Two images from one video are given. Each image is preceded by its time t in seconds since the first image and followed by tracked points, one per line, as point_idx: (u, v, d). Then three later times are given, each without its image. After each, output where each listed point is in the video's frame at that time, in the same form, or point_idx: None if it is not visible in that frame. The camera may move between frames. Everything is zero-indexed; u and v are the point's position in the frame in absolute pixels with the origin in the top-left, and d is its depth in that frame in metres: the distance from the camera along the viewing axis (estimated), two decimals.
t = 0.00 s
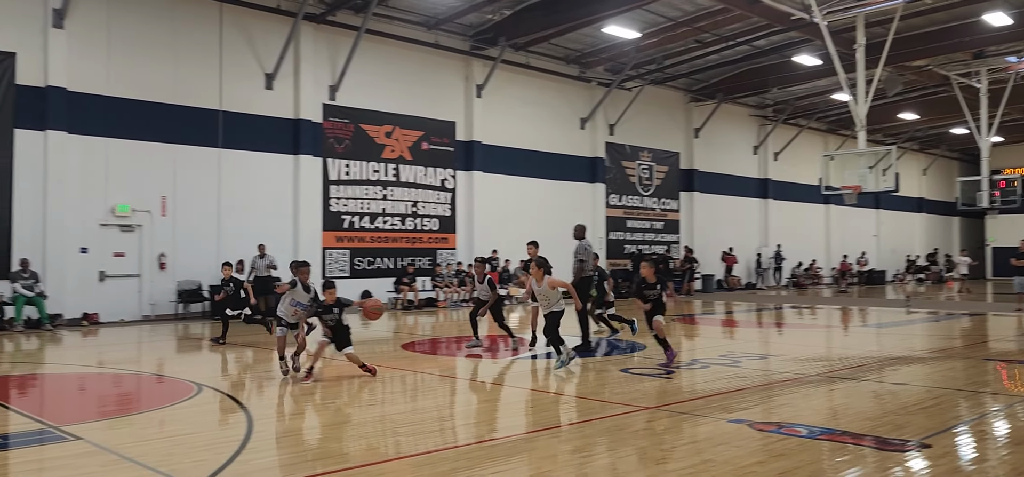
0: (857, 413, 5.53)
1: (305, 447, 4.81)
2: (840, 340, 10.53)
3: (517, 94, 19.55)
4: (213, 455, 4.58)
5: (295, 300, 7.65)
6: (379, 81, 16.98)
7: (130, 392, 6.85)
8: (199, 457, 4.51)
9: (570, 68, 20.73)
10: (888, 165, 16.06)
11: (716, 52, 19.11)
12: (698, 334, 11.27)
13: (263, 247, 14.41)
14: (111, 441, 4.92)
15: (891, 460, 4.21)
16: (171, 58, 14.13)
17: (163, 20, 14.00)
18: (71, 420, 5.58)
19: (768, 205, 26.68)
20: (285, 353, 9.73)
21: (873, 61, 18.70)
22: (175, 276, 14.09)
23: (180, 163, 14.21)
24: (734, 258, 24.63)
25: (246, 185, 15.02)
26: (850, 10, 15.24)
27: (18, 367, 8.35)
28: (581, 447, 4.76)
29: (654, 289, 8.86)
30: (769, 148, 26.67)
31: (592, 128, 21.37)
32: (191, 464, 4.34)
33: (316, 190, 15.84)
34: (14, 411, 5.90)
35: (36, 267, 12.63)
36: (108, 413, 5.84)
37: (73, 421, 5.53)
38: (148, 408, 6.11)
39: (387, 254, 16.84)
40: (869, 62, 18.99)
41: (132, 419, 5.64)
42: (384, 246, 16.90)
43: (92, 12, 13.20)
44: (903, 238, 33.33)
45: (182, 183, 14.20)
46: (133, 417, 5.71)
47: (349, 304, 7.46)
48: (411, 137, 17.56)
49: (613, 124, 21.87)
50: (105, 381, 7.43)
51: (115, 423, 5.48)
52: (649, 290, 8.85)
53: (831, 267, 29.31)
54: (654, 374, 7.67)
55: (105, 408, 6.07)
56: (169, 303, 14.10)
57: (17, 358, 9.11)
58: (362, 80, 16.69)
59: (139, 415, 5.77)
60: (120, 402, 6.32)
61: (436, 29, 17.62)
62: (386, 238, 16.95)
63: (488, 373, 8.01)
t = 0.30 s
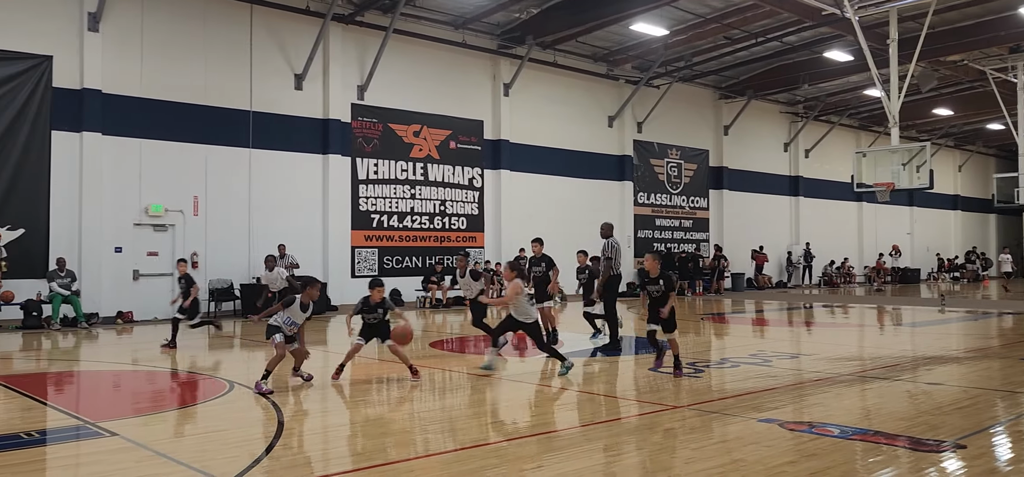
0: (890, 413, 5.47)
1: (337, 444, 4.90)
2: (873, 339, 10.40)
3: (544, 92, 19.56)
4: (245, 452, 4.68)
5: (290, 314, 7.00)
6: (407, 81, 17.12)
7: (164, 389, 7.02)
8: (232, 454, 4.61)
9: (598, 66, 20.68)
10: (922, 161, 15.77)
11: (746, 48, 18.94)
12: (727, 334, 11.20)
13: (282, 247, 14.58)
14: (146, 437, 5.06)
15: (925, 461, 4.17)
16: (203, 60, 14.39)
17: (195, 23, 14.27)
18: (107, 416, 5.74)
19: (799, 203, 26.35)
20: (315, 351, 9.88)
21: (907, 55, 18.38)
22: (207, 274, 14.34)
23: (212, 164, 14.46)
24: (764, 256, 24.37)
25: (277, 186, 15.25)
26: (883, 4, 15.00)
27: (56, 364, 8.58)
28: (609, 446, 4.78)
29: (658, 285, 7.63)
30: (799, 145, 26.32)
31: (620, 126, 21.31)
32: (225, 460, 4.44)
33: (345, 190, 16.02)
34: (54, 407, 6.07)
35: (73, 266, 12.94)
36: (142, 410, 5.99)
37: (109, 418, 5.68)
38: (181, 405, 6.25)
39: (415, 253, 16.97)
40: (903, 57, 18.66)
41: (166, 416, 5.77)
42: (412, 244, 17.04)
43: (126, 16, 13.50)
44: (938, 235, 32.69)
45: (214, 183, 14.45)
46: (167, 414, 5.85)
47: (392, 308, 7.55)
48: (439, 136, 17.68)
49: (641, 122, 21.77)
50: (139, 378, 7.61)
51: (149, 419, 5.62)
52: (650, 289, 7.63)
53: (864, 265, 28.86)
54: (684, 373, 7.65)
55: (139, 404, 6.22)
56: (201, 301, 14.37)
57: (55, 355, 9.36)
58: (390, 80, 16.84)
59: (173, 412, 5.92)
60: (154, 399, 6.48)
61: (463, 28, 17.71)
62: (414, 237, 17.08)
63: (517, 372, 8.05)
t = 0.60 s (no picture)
0: (912, 413, 5.44)
1: (357, 442, 4.97)
2: (895, 339, 10.30)
3: (562, 91, 19.56)
4: (265, 449, 4.76)
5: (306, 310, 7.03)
6: (426, 81, 17.21)
7: (186, 387, 7.14)
8: (252, 451, 4.69)
9: (617, 64, 20.65)
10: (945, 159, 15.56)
11: (766, 46, 18.83)
12: (748, 333, 11.15)
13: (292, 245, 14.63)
14: (167, 434, 5.16)
15: (948, 462, 4.15)
16: (224, 61, 14.57)
17: (217, 25, 14.46)
18: (130, 413, 5.86)
19: (820, 202, 26.11)
20: (335, 350, 9.98)
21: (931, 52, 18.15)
22: (228, 274, 14.52)
23: (233, 164, 14.64)
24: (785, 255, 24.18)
25: (297, 186, 15.40)
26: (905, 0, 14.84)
27: (81, 363, 8.76)
28: (628, 445, 4.81)
29: (647, 292, 6.96)
30: (821, 143, 26.07)
31: (639, 125, 21.26)
32: (245, 458, 4.52)
33: (365, 190, 16.14)
34: (77, 404, 6.21)
35: (96, 265, 13.16)
36: (164, 408, 6.10)
37: (130, 415, 5.80)
38: (202, 402, 6.36)
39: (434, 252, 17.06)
40: (925, 54, 18.44)
41: (188, 413, 5.88)
42: (431, 244, 17.13)
43: (149, 19, 13.70)
44: (963, 234, 32.23)
45: (234, 183, 14.62)
46: (189, 411, 5.96)
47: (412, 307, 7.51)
48: (458, 135, 17.76)
49: (660, 120, 21.70)
50: (161, 376, 7.75)
51: (171, 417, 5.73)
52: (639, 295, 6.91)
53: (887, 265, 28.53)
54: (703, 373, 7.65)
55: (161, 402, 6.34)
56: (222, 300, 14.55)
57: (80, 354, 9.55)
58: (409, 80, 16.94)
59: (194, 410, 6.03)
60: (176, 396, 6.61)
61: (482, 28, 17.76)
62: (433, 236, 17.16)
63: (536, 371, 8.08)
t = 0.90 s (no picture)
0: (927, 412, 5.42)
1: (369, 440, 5.02)
2: (909, 338, 10.25)
3: (575, 90, 19.55)
4: (278, 447, 4.82)
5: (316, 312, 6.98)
6: (439, 81, 17.27)
7: (200, 385, 7.24)
8: (265, 449, 4.76)
9: (630, 63, 20.62)
10: (961, 158, 15.42)
11: (780, 44, 18.75)
12: (761, 332, 11.14)
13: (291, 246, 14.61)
14: (181, 432, 5.25)
15: (962, 460, 4.15)
16: (239, 62, 14.70)
17: (230, 26, 14.59)
18: (144, 411, 5.97)
19: (834, 200, 25.95)
20: (347, 348, 10.06)
21: (946, 50, 18.01)
22: (242, 273, 14.65)
23: (247, 164, 14.77)
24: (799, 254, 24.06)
25: (310, 185, 15.51)
26: None
27: (97, 361, 8.89)
28: (639, 444, 4.83)
29: (647, 297, 5.88)
30: (835, 142, 25.89)
31: (652, 124, 21.22)
32: (258, 456, 4.59)
33: (378, 189, 16.23)
34: (93, 402, 6.31)
35: (112, 264, 13.31)
36: (178, 406, 6.20)
37: (144, 413, 5.89)
38: (216, 401, 6.45)
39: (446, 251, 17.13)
40: (940, 52, 18.30)
41: (201, 411, 5.97)
42: (444, 243, 17.21)
43: (163, 20, 13.83)
44: (979, 233, 31.94)
45: (248, 183, 14.75)
46: (203, 410, 6.05)
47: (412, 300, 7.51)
48: (471, 135, 17.81)
49: (673, 119, 21.65)
50: (176, 375, 7.86)
51: (184, 415, 5.81)
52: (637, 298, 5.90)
53: (901, 264, 28.31)
54: (716, 372, 7.64)
55: (176, 401, 6.43)
56: (237, 299, 14.69)
57: (96, 352, 9.70)
58: (422, 80, 17.01)
59: (208, 408, 6.11)
60: (190, 395, 6.71)
61: (494, 27, 17.80)
62: (446, 235, 17.23)
63: (549, 370, 8.12)
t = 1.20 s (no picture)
0: (940, 412, 5.41)
1: (379, 439, 5.05)
2: (922, 337, 10.20)
3: (585, 89, 19.54)
4: (288, 445, 4.86)
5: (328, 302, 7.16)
6: (449, 80, 17.31)
7: (211, 383, 7.30)
8: (274, 447, 4.79)
9: (640, 62, 20.60)
10: (974, 156, 15.31)
11: (791, 42, 18.68)
12: (772, 331, 11.11)
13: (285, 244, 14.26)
14: (192, 430, 5.29)
15: (974, 460, 4.14)
16: (250, 62, 14.80)
17: (241, 27, 14.69)
18: (156, 409, 6.02)
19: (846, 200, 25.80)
20: (358, 346, 10.11)
21: (959, 48, 17.90)
22: (253, 272, 14.74)
23: (258, 164, 14.85)
24: (811, 253, 23.94)
25: (321, 185, 15.58)
26: None
27: (109, 360, 8.98)
28: (649, 442, 4.84)
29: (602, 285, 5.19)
30: (847, 141, 25.75)
31: (662, 123, 21.18)
32: (267, 454, 4.62)
33: (388, 188, 16.29)
34: (105, 400, 6.38)
35: (124, 264, 13.42)
36: (189, 404, 6.25)
37: (156, 411, 5.96)
38: (226, 399, 6.50)
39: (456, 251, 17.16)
40: (953, 50, 18.20)
41: (212, 409, 6.02)
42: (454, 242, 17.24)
43: (176, 21, 13.95)
44: (993, 233, 31.69)
45: (259, 183, 14.84)
46: (214, 408, 6.10)
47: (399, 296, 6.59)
48: (481, 134, 17.85)
49: (684, 118, 21.61)
50: (187, 373, 7.92)
51: (194, 413, 5.87)
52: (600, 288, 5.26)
53: (914, 263, 28.11)
54: (726, 371, 7.63)
55: (187, 399, 6.49)
56: (247, 298, 14.77)
57: (108, 351, 9.79)
58: (433, 80, 17.06)
59: (219, 406, 6.16)
60: (201, 393, 6.76)
61: (504, 27, 17.83)
62: (456, 235, 17.27)
63: (559, 369, 8.13)
